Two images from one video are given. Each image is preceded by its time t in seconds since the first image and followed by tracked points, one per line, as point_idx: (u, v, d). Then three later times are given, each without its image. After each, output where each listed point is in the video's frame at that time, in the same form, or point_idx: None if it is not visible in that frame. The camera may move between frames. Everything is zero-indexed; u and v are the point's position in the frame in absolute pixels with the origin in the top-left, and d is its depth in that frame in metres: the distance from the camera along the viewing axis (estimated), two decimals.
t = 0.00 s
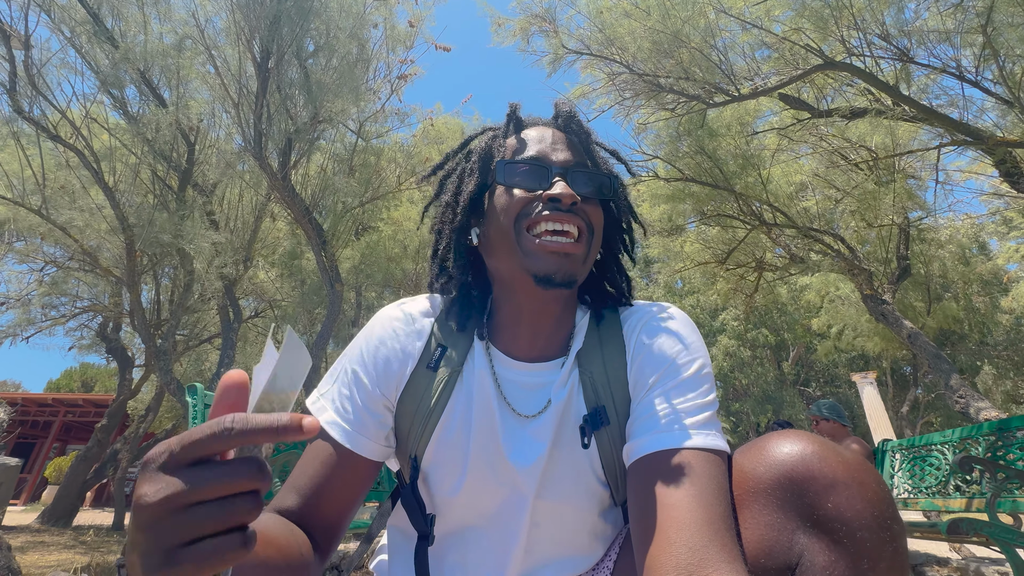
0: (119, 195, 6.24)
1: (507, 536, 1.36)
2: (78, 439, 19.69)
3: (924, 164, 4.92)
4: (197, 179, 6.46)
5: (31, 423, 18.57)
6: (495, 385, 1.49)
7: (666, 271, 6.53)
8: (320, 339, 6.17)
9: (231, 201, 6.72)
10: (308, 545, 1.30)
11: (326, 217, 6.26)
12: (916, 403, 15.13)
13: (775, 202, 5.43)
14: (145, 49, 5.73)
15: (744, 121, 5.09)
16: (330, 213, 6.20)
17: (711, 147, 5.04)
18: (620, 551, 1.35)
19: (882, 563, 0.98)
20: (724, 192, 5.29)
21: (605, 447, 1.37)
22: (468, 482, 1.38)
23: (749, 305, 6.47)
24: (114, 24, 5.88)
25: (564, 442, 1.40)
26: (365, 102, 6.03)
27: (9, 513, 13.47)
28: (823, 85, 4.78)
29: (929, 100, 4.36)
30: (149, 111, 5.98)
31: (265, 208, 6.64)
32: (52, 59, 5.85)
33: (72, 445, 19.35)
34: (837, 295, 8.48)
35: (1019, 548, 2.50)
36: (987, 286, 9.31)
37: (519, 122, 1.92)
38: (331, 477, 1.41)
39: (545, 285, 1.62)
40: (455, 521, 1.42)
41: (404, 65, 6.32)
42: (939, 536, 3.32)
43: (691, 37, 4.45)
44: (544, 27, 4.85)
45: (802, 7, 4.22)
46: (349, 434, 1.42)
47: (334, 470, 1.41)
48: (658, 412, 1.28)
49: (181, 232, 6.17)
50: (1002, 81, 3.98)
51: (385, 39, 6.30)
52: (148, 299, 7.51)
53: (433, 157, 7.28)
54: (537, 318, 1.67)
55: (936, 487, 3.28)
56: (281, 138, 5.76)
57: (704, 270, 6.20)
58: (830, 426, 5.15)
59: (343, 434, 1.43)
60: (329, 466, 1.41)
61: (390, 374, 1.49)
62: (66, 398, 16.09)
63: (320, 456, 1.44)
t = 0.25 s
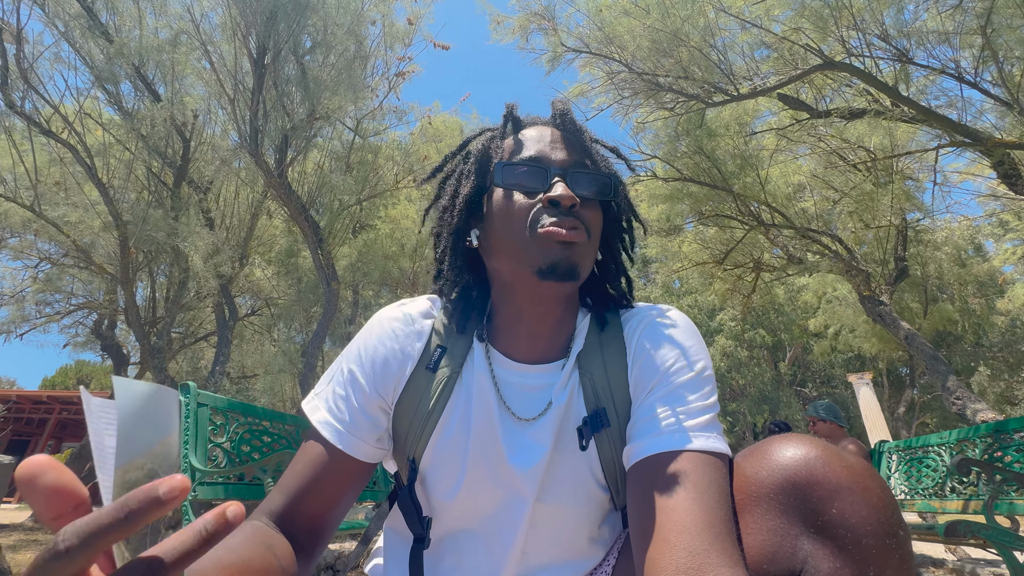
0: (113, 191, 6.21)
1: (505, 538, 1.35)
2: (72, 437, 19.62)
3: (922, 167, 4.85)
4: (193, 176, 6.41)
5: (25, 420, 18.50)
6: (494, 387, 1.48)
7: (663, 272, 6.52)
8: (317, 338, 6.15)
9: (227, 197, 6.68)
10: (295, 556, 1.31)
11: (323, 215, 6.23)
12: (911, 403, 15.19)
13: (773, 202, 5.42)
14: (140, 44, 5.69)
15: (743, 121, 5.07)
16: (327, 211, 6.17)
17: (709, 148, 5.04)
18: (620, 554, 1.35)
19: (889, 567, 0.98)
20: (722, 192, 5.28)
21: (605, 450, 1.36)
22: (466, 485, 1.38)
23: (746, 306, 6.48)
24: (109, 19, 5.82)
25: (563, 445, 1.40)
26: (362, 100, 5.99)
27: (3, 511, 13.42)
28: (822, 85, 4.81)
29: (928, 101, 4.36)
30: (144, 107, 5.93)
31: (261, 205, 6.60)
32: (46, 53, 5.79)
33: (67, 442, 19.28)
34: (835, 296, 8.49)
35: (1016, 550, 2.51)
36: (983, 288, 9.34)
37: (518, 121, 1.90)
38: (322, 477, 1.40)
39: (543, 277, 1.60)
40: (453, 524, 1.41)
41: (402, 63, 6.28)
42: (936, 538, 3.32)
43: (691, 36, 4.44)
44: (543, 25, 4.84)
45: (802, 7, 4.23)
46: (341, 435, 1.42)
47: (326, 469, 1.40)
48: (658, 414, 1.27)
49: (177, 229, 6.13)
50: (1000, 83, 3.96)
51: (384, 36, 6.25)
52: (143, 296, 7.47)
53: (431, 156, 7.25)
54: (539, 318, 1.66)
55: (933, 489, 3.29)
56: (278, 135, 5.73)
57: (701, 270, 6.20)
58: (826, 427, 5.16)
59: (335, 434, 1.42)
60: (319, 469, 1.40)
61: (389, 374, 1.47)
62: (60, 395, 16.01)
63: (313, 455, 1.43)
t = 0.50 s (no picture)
0: (111, 188, 6.21)
1: (503, 532, 1.35)
2: (68, 435, 19.58)
3: (918, 169, 4.82)
4: (192, 173, 6.41)
5: (21, 417, 18.43)
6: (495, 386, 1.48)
7: (660, 272, 6.54)
8: (315, 336, 6.15)
9: (225, 196, 6.66)
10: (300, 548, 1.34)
11: (321, 213, 6.23)
12: (907, 404, 15.27)
13: (770, 203, 5.45)
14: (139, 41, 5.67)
15: (741, 123, 5.11)
16: (326, 209, 6.16)
17: (708, 148, 5.05)
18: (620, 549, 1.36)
19: (885, 566, 0.97)
20: (720, 193, 5.31)
21: (603, 447, 1.37)
22: (466, 480, 1.38)
23: (744, 306, 6.51)
24: (108, 16, 5.81)
25: (562, 442, 1.40)
26: (362, 98, 5.99)
27: None
28: (819, 87, 4.85)
29: (924, 104, 4.38)
30: (143, 104, 5.92)
31: (260, 203, 6.59)
32: (44, 50, 5.77)
33: (63, 440, 19.23)
34: (831, 297, 8.54)
35: (1009, 549, 2.53)
36: (978, 290, 9.39)
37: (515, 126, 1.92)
38: (328, 471, 1.42)
39: (534, 288, 1.61)
40: (454, 519, 1.42)
41: (402, 62, 6.27)
42: (929, 536, 3.35)
43: (690, 37, 4.46)
44: (543, 25, 4.85)
45: (801, 9, 4.28)
46: (354, 424, 1.44)
47: (333, 464, 1.42)
48: (655, 412, 1.28)
49: (175, 227, 6.13)
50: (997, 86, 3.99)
51: (384, 35, 6.24)
52: (140, 294, 7.45)
53: (430, 155, 7.25)
54: (536, 318, 1.65)
55: (927, 488, 3.31)
56: (276, 133, 5.70)
57: (699, 270, 6.23)
58: (822, 427, 5.19)
59: (348, 424, 1.45)
60: (327, 465, 1.42)
61: (395, 368, 1.49)
62: (57, 393, 15.95)
63: (324, 443, 1.46)
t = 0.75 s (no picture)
0: (107, 185, 6.18)
1: (493, 530, 1.37)
2: (64, 433, 19.53)
3: (914, 171, 4.87)
4: (189, 171, 6.40)
5: (17, 415, 18.34)
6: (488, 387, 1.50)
7: (656, 272, 6.57)
8: (312, 334, 6.15)
9: (223, 194, 6.63)
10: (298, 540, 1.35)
11: (318, 212, 6.23)
12: (901, 404, 15.35)
13: (766, 204, 5.48)
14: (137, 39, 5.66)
15: (738, 124, 5.18)
16: (323, 207, 6.15)
17: (705, 149, 5.11)
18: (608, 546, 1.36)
19: (865, 562, 1.00)
20: (716, 194, 5.34)
21: (592, 445, 1.39)
22: (457, 479, 1.40)
23: (740, 306, 6.55)
24: (105, 13, 5.79)
25: (552, 440, 1.42)
26: (359, 97, 5.99)
27: None
28: (814, 90, 4.80)
29: (917, 107, 4.40)
30: (140, 102, 5.91)
31: (257, 202, 6.57)
32: (41, 47, 5.75)
33: (58, 438, 19.17)
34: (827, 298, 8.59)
35: (995, 546, 2.56)
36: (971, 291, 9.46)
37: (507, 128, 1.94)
38: (326, 464, 1.43)
39: (516, 287, 1.62)
40: (446, 517, 1.43)
41: (399, 61, 6.27)
42: (920, 535, 3.39)
43: (686, 40, 4.48)
44: (541, 27, 4.86)
45: (797, 12, 4.32)
46: (348, 423, 1.45)
47: (331, 457, 1.44)
48: (643, 411, 1.29)
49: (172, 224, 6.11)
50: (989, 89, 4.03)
51: (381, 34, 6.24)
52: (137, 292, 7.43)
53: (428, 155, 7.25)
54: (525, 318, 1.66)
55: (917, 487, 3.34)
56: (274, 132, 5.72)
57: (695, 271, 6.26)
58: (816, 427, 5.22)
59: (342, 422, 1.46)
60: (327, 460, 1.43)
61: (389, 368, 1.51)
62: (52, 391, 15.87)
63: (322, 438, 1.47)
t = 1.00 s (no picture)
0: (105, 182, 6.14)
1: (503, 531, 1.37)
2: (59, 431, 19.46)
3: (914, 172, 4.91)
4: (187, 169, 6.36)
5: (11, 414, 18.24)
6: (500, 384, 1.50)
7: (656, 273, 6.58)
8: (311, 333, 6.14)
9: (222, 190, 6.55)
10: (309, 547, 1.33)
11: (318, 210, 6.20)
12: (897, 405, 15.42)
13: (767, 205, 5.49)
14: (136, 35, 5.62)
15: (738, 125, 5.17)
16: (322, 206, 6.12)
17: (705, 150, 5.11)
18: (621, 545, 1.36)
19: (882, 563, 0.99)
20: (716, 194, 5.34)
21: (604, 445, 1.39)
22: (468, 479, 1.40)
23: (739, 307, 6.56)
24: (104, 9, 5.75)
25: (564, 441, 1.42)
26: (359, 95, 5.96)
27: None
28: (816, 90, 4.80)
29: (919, 108, 4.39)
30: (138, 98, 5.87)
31: (256, 199, 6.54)
32: (38, 42, 5.70)
33: (53, 436, 19.10)
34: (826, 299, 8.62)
35: (998, 547, 2.56)
36: (968, 293, 9.50)
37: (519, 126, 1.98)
38: (336, 467, 1.42)
39: (522, 274, 1.62)
40: (455, 517, 1.43)
41: (400, 59, 6.24)
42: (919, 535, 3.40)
43: (689, 39, 4.47)
44: (542, 26, 4.86)
45: (799, 12, 4.32)
46: (357, 420, 1.45)
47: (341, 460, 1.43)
48: (659, 411, 1.30)
49: (170, 221, 6.08)
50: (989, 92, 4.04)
51: (382, 32, 6.21)
52: (134, 290, 7.39)
53: (428, 154, 7.22)
54: (537, 314, 1.67)
55: (918, 488, 3.35)
56: (274, 129, 5.70)
57: (694, 271, 6.27)
58: (815, 427, 5.23)
59: (351, 420, 1.45)
60: (335, 462, 1.42)
61: (399, 365, 1.51)
62: (47, 389, 15.78)
63: (330, 438, 1.46)
